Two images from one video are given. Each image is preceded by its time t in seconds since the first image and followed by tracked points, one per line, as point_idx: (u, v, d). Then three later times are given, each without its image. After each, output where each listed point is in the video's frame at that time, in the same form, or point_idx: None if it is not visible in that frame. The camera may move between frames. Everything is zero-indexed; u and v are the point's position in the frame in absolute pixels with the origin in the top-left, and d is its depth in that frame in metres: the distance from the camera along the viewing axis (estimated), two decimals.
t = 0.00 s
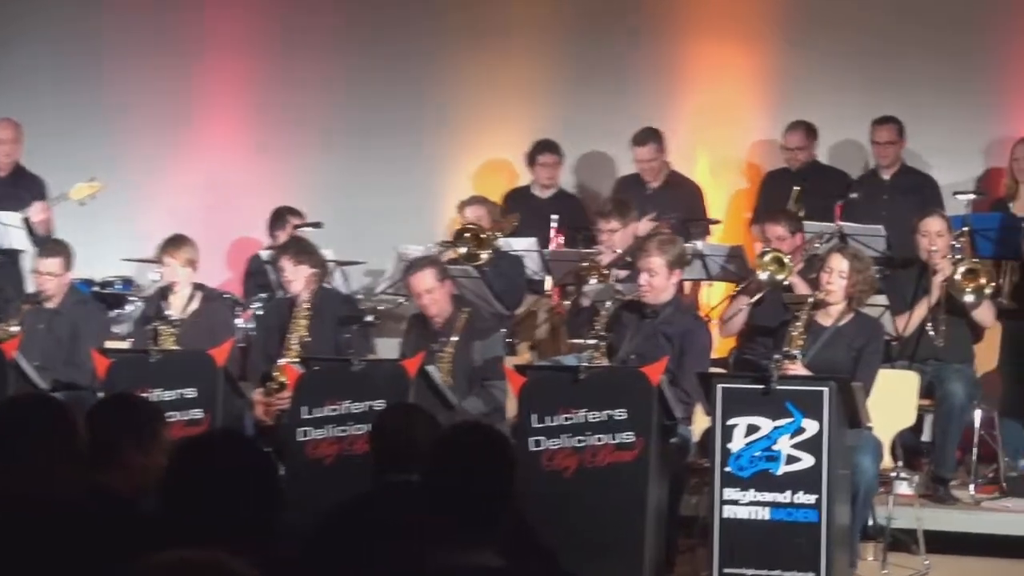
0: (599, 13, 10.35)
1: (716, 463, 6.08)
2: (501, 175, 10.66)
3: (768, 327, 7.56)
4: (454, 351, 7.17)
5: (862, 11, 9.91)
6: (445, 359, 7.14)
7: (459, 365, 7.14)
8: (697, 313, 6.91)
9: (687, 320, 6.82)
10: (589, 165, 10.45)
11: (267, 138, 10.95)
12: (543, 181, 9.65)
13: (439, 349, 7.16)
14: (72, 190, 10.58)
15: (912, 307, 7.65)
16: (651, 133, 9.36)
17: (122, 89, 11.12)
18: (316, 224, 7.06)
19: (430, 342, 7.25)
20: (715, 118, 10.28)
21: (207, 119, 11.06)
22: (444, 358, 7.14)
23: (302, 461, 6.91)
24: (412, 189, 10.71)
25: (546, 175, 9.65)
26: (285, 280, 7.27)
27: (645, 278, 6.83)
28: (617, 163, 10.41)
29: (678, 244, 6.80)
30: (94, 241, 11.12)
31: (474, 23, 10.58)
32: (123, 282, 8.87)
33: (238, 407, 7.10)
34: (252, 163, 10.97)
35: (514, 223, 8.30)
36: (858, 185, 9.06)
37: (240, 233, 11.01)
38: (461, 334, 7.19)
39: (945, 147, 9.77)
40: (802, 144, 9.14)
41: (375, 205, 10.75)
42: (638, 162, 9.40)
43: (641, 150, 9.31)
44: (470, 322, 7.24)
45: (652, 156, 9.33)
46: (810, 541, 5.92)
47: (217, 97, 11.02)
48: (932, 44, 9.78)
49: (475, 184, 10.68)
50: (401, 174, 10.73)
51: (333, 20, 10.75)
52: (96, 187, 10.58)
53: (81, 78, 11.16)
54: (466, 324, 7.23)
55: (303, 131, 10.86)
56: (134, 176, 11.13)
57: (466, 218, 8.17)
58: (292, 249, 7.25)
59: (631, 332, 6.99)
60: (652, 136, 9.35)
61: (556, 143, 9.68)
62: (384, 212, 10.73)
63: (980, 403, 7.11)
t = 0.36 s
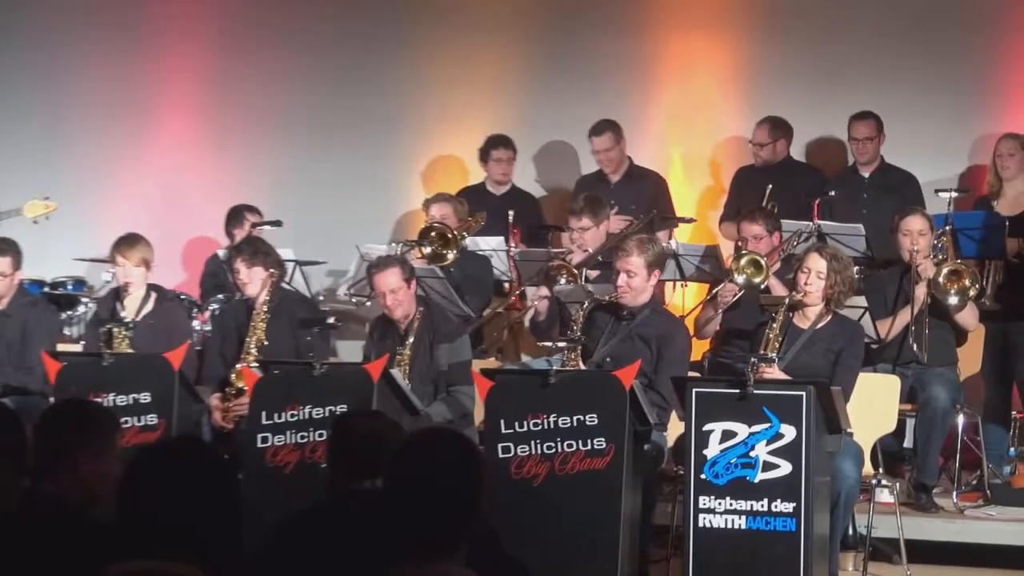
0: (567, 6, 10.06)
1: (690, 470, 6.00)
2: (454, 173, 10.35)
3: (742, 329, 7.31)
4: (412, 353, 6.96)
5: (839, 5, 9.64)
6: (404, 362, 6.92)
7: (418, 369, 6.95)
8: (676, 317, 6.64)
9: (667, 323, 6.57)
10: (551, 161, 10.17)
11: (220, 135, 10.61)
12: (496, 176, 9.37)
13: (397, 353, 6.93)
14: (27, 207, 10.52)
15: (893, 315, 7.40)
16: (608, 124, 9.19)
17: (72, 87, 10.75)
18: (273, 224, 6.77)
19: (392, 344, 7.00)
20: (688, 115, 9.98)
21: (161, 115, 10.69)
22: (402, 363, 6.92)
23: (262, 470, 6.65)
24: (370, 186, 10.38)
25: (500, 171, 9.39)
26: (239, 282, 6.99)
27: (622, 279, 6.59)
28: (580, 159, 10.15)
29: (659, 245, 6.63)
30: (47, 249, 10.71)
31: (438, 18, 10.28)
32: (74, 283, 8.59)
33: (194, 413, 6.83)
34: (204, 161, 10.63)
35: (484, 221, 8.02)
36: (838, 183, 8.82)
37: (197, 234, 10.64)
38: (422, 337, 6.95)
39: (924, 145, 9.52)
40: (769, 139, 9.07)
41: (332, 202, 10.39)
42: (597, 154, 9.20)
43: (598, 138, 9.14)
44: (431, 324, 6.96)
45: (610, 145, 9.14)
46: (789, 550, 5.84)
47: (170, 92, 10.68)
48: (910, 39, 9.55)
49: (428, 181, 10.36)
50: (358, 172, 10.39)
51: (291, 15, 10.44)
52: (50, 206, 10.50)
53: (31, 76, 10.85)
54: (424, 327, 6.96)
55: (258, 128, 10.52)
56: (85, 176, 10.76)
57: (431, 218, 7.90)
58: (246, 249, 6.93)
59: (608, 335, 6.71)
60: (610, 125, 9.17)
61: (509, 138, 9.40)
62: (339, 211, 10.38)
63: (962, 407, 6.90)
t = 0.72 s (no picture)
0: None
1: (677, 477, 5.82)
2: (415, 170, 10.12)
3: (729, 330, 7.12)
4: (403, 355, 6.71)
5: None
6: (393, 366, 6.67)
7: (407, 373, 6.70)
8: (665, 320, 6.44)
9: (660, 326, 6.37)
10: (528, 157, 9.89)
11: (191, 131, 10.32)
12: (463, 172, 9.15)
13: (388, 355, 6.68)
14: None
15: (884, 317, 7.16)
16: (582, 116, 8.99)
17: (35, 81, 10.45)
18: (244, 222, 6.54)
19: (385, 346, 6.74)
20: (670, 107, 9.72)
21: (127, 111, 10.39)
22: (391, 368, 6.67)
23: (233, 477, 6.42)
24: (343, 182, 10.13)
25: (467, 166, 9.18)
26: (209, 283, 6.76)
27: (616, 278, 6.36)
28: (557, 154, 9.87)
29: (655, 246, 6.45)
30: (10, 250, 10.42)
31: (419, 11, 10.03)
32: (37, 283, 8.34)
33: (162, 417, 6.60)
34: (172, 160, 10.33)
35: (460, 219, 7.80)
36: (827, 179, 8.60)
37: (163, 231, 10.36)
38: (413, 339, 6.70)
39: (916, 140, 9.29)
40: (752, 132, 8.83)
41: (305, 198, 10.14)
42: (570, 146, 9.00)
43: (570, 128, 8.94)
44: (423, 326, 6.72)
45: (581, 137, 8.94)
46: (779, 559, 5.64)
47: (139, 87, 10.38)
48: (904, 32, 9.29)
49: (389, 180, 10.12)
50: (329, 167, 10.14)
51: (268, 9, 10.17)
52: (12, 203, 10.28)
53: None
54: (415, 329, 6.73)
55: (230, 124, 10.24)
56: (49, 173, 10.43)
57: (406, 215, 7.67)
58: (216, 249, 6.69)
59: (594, 338, 6.48)
60: (584, 117, 8.98)
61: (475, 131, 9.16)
62: (313, 207, 10.13)
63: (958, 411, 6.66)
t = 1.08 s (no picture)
0: None
1: (661, 484, 5.58)
2: (381, 166, 9.67)
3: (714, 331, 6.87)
4: (389, 362, 6.53)
5: None
6: (378, 373, 6.49)
7: (390, 380, 6.51)
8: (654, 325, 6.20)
9: (649, 332, 6.13)
10: (498, 154, 9.54)
11: (160, 126, 9.86)
12: (435, 169, 8.90)
13: (374, 360, 6.51)
14: None
15: (876, 316, 6.98)
16: (556, 111, 8.68)
17: None
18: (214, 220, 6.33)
19: (368, 351, 6.58)
20: (655, 102, 9.41)
21: (91, 103, 9.94)
22: (375, 375, 6.48)
23: (201, 485, 6.18)
24: (312, 179, 9.68)
25: (438, 162, 8.91)
26: (179, 284, 6.55)
27: (612, 281, 6.10)
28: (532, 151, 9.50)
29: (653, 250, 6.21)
30: None
31: None
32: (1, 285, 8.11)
33: (128, 423, 6.35)
34: (143, 155, 9.87)
35: (438, 218, 7.56)
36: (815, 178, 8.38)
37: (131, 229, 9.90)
38: (399, 344, 6.54)
39: (909, 135, 9.03)
40: (737, 125, 8.59)
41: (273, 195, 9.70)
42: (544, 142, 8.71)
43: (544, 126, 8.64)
44: (411, 332, 6.57)
45: (555, 133, 8.64)
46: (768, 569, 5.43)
47: (105, 82, 9.93)
48: (897, 23, 9.01)
49: (356, 179, 9.67)
50: (298, 163, 9.69)
51: None
52: None
53: None
54: (404, 333, 6.58)
55: (197, 118, 9.79)
56: (11, 168, 9.98)
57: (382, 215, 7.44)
58: (186, 251, 6.48)
59: (585, 343, 6.19)
60: (557, 111, 8.67)
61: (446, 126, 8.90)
62: (280, 205, 9.69)
63: (952, 416, 6.44)
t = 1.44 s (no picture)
0: None
1: (643, 493, 5.35)
2: (353, 164, 9.45)
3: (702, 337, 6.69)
4: (351, 366, 6.28)
5: None
6: (341, 379, 6.23)
7: (355, 384, 6.26)
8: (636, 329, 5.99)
9: (630, 336, 5.92)
10: (473, 152, 9.35)
11: (123, 123, 9.53)
12: (409, 168, 8.67)
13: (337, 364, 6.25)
14: None
15: (866, 321, 6.80)
16: (537, 106, 8.42)
17: None
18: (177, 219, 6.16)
19: (330, 357, 6.32)
20: (636, 97, 9.19)
21: (48, 99, 9.55)
22: (338, 381, 6.23)
23: (165, 495, 5.96)
24: (282, 176, 9.44)
25: (413, 160, 8.67)
26: (143, 287, 6.35)
27: (591, 283, 5.88)
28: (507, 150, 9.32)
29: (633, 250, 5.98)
30: None
31: None
32: None
33: (89, 430, 6.13)
34: (103, 156, 9.54)
35: (411, 217, 7.35)
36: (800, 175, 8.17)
37: (89, 230, 9.55)
38: (363, 348, 6.30)
39: (899, 131, 8.83)
40: (719, 120, 8.36)
41: (240, 192, 9.45)
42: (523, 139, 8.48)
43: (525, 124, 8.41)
44: (374, 335, 6.32)
45: (535, 130, 8.40)
46: None
47: (60, 81, 9.54)
48: (887, 16, 8.79)
49: (328, 178, 9.45)
50: (268, 161, 9.45)
51: None
52: None
53: None
54: (367, 337, 6.33)
55: (163, 113, 9.48)
56: None
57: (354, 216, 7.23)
58: (152, 253, 6.27)
59: (563, 347, 5.97)
60: (538, 107, 8.42)
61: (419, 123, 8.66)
62: (248, 203, 9.45)
63: (944, 421, 6.22)
